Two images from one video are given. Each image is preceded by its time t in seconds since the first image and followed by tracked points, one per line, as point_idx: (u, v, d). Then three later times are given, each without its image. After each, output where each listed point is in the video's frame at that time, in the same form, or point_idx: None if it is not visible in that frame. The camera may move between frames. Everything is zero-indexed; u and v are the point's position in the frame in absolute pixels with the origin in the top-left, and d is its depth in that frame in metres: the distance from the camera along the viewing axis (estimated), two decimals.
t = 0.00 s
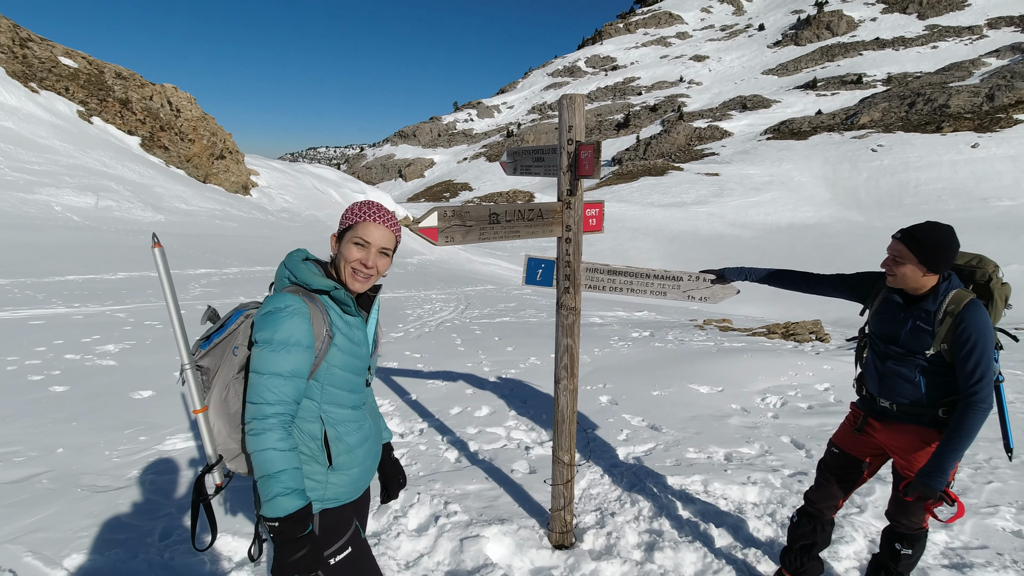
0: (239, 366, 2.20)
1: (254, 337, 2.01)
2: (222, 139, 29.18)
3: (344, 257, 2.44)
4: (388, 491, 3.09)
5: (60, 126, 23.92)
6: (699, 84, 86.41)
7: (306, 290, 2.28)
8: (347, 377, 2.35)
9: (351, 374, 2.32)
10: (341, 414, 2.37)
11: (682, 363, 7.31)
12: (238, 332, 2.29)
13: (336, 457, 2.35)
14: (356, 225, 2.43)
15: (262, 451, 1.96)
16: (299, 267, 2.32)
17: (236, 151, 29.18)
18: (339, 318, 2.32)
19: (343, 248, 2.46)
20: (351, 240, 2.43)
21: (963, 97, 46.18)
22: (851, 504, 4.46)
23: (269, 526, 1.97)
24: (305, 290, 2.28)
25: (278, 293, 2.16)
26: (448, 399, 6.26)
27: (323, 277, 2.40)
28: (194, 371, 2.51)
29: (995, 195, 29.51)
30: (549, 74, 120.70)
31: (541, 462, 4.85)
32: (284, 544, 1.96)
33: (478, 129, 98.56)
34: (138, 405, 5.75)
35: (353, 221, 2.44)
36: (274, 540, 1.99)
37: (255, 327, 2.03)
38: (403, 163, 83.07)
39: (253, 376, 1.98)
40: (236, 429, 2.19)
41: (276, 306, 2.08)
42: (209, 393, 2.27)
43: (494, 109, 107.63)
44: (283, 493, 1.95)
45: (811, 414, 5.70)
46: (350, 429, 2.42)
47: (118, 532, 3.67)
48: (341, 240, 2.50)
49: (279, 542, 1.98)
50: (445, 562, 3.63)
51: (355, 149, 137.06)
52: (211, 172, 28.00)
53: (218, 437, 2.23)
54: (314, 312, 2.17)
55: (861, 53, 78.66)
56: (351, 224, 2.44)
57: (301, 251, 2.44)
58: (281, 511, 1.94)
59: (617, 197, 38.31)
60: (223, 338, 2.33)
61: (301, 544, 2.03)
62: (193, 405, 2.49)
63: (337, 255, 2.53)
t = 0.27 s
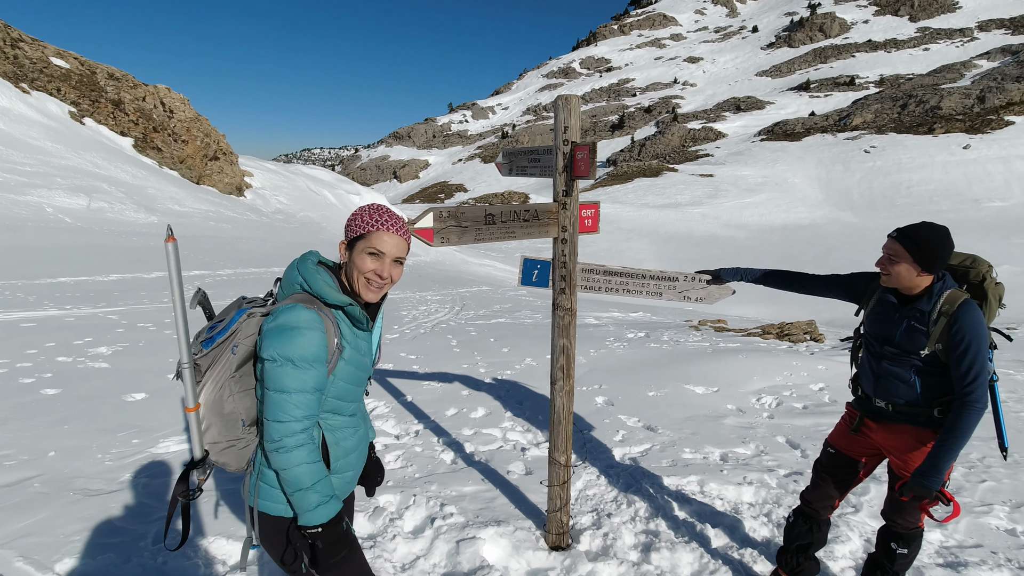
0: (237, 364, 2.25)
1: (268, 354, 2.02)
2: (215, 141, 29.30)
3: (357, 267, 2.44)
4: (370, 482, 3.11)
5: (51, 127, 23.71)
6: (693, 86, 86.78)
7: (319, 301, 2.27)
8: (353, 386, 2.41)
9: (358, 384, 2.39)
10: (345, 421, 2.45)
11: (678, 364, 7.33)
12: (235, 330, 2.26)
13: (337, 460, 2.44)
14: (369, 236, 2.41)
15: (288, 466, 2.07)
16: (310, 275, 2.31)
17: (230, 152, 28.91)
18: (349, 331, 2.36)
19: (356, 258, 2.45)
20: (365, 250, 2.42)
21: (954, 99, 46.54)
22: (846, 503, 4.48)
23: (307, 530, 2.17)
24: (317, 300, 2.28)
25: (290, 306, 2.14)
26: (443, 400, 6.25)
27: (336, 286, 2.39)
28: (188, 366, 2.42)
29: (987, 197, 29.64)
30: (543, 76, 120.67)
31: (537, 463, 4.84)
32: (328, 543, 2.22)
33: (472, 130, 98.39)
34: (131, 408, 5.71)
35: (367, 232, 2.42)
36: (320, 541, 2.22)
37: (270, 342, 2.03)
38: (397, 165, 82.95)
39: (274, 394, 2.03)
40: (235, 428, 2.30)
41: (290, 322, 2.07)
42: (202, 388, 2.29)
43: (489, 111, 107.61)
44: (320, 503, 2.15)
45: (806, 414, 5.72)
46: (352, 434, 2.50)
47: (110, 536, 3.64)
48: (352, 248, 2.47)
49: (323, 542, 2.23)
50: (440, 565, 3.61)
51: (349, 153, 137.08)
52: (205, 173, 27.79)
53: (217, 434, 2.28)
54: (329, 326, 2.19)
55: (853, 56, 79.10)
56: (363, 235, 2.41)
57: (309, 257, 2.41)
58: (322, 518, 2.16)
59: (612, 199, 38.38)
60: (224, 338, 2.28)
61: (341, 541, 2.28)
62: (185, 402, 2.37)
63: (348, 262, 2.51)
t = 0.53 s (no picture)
0: (221, 372, 2.24)
1: (250, 361, 2.01)
2: (202, 143, 28.77)
3: (337, 268, 2.43)
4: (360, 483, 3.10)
5: (33, 129, 23.38)
6: (682, 88, 87.07)
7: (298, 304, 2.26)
8: (340, 388, 2.41)
9: (345, 386, 2.39)
10: (335, 423, 2.45)
11: (669, 364, 7.35)
12: (220, 336, 2.25)
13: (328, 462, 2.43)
14: (347, 236, 2.39)
15: (284, 471, 2.09)
16: (288, 278, 2.29)
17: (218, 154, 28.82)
18: (332, 332, 2.35)
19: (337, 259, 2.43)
20: (345, 251, 2.40)
21: (938, 101, 47.01)
22: (835, 501, 4.51)
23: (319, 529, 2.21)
24: (296, 303, 2.27)
25: (268, 311, 2.13)
26: (433, 403, 6.23)
27: (316, 287, 2.37)
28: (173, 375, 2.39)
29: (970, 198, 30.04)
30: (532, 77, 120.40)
31: (527, 465, 4.84)
32: (346, 538, 2.30)
33: (462, 131, 98.02)
34: (117, 413, 5.64)
35: (346, 232, 2.39)
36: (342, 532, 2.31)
37: (250, 348, 2.01)
38: (387, 167, 82.50)
39: (258, 401, 2.02)
40: (222, 435, 2.29)
41: (269, 327, 2.06)
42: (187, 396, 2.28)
43: (478, 112, 107.11)
44: (325, 501, 2.18)
45: (795, 413, 5.77)
46: (343, 435, 2.50)
47: (94, 543, 3.59)
48: (332, 249, 2.45)
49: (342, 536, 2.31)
50: (431, 568, 3.59)
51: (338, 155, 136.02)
52: (192, 175, 27.65)
53: (205, 442, 2.27)
54: (309, 328, 2.18)
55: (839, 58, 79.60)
56: (341, 235, 2.39)
57: (286, 260, 2.40)
58: (329, 515, 2.21)
59: (601, 200, 38.35)
60: (207, 345, 2.25)
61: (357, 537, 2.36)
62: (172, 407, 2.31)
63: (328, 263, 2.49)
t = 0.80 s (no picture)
0: (167, 386, 2.14)
1: (194, 371, 1.94)
2: (153, 141, 28.16)
3: (294, 272, 2.38)
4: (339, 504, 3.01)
5: None
6: (643, 91, 87.67)
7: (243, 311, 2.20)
8: (294, 395, 2.35)
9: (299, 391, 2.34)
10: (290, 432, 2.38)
11: (633, 363, 7.46)
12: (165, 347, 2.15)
13: (286, 473, 2.36)
14: (302, 238, 2.33)
15: (226, 485, 2.01)
16: (231, 284, 2.22)
17: (170, 153, 28.31)
18: (281, 336, 2.29)
19: (292, 261, 2.38)
20: (299, 252, 2.36)
21: (886, 108, 48.92)
22: (790, 494, 4.65)
23: (257, 551, 2.12)
24: (242, 310, 2.20)
25: (211, 318, 2.06)
26: (396, 406, 6.16)
27: (263, 292, 2.31)
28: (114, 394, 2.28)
29: (916, 200, 31.52)
30: (497, 80, 119.42)
31: (491, 467, 4.84)
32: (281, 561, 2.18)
33: (426, 131, 96.44)
34: (60, 425, 5.37)
35: (301, 234, 2.32)
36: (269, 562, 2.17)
37: (192, 358, 1.95)
38: (350, 167, 80.79)
39: (202, 413, 1.95)
40: (175, 452, 2.19)
41: (211, 334, 2.00)
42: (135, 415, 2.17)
43: (443, 113, 105.10)
44: (266, 522, 2.09)
45: (753, 410, 5.93)
46: (302, 444, 2.44)
47: (35, 564, 3.41)
48: (283, 253, 2.38)
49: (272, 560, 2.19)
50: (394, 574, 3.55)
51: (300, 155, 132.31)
52: (142, 174, 26.92)
53: (155, 460, 2.17)
54: (255, 334, 2.12)
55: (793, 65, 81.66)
56: (294, 238, 2.32)
57: (230, 267, 2.30)
58: (268, 539, 2.11)
59: (566, 202, 38.32)
60: (148, 359, 2.15)
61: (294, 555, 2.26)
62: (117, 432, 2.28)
63: (280, 268, 2.42)
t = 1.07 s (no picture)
0: (83, 413, 1.99)
1: (118, 392, 1.81)
2: (65, 134, 25.38)
3: (232, 274, 2.31)
4: (276, 509, 2.83)
5: None
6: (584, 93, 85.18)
7: (173, 323, 2.04)
8: (233, 406, 2.26)
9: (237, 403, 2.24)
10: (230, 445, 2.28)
11: (578, 363, 7.58)
12: (78, 373, 1.97)
13: (231, 487, 2.29)
14: (236, 238, 2.27)
15: (150, 511, 1.90)
16: (153, 294, 2.05)
17: (85, 147, 25.96)
18: (214, 347, 2.17)
19: (226, 265, 2.29)
20: (234, 254, 2.28)
21: (810, 115, 49.64)
22: (728, 486, 4.83)
23: None
24: (168, 322, 2.03)
25: (133, 334, 1.91)
26: (338, 412, 5.99)
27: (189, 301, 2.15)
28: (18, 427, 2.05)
29: (840, 204, 33.51)
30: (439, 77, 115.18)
31: (436, 470, 4.79)
32: None
33: (364, 131, 91.65)
34: None
35: (233, 234, 2.24)
36: None
37: (116, 378, 1.82)
38: (286, 166, 76.46)
39: (126, 435, 1.83)
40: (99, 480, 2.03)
41: (136, 351, 1.86)
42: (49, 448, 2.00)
43: (383, 112, 99.04)
44: (189, 551, 1.98)
45: (692, 405, 6.16)
46: (245, 458, 2.36)
47: None
48: (215, 256, 2.26)
49: None
50: None
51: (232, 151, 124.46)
52: (53, 170, 24.73)
53: (78, 491, 2.01)
54: (187, 348, 1.99)
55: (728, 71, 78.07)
56: (227, 239, 2.23)
57: (149, 275, 2.11)
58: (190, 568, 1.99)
59: (509, 203, 37.47)
60: (59, 386, 1.96)
61: None
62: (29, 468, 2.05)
63: (212, 273, 2.30)
